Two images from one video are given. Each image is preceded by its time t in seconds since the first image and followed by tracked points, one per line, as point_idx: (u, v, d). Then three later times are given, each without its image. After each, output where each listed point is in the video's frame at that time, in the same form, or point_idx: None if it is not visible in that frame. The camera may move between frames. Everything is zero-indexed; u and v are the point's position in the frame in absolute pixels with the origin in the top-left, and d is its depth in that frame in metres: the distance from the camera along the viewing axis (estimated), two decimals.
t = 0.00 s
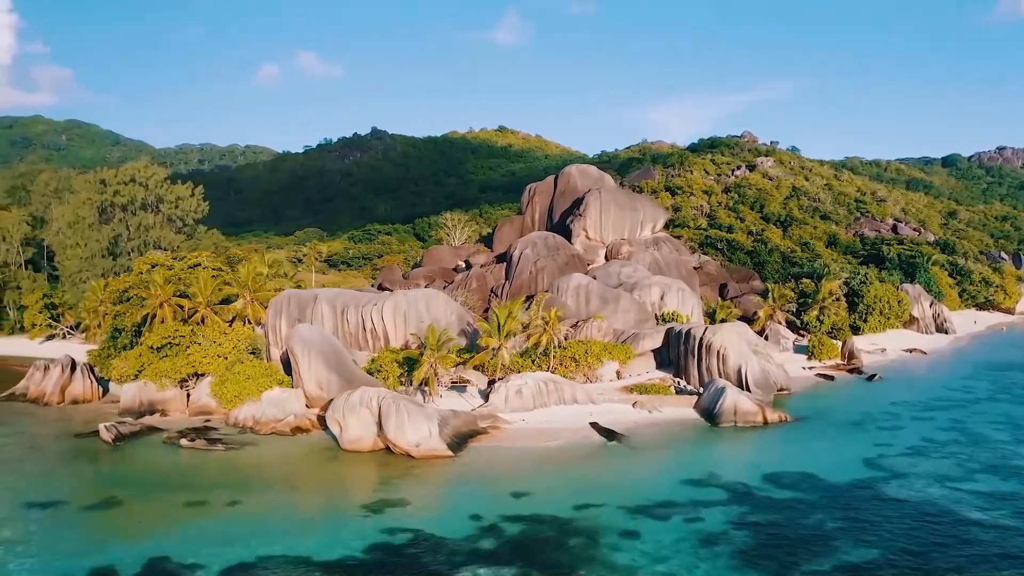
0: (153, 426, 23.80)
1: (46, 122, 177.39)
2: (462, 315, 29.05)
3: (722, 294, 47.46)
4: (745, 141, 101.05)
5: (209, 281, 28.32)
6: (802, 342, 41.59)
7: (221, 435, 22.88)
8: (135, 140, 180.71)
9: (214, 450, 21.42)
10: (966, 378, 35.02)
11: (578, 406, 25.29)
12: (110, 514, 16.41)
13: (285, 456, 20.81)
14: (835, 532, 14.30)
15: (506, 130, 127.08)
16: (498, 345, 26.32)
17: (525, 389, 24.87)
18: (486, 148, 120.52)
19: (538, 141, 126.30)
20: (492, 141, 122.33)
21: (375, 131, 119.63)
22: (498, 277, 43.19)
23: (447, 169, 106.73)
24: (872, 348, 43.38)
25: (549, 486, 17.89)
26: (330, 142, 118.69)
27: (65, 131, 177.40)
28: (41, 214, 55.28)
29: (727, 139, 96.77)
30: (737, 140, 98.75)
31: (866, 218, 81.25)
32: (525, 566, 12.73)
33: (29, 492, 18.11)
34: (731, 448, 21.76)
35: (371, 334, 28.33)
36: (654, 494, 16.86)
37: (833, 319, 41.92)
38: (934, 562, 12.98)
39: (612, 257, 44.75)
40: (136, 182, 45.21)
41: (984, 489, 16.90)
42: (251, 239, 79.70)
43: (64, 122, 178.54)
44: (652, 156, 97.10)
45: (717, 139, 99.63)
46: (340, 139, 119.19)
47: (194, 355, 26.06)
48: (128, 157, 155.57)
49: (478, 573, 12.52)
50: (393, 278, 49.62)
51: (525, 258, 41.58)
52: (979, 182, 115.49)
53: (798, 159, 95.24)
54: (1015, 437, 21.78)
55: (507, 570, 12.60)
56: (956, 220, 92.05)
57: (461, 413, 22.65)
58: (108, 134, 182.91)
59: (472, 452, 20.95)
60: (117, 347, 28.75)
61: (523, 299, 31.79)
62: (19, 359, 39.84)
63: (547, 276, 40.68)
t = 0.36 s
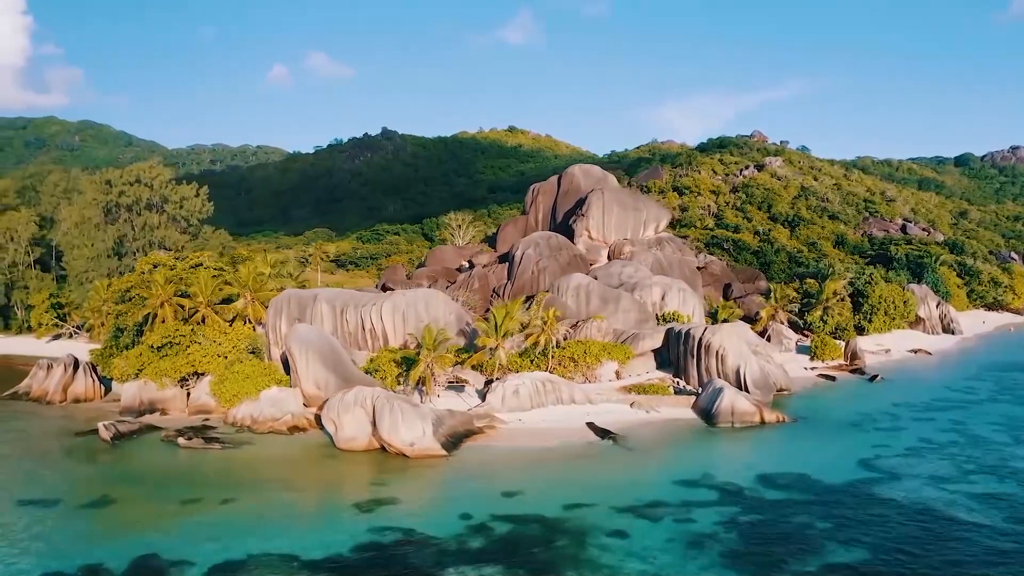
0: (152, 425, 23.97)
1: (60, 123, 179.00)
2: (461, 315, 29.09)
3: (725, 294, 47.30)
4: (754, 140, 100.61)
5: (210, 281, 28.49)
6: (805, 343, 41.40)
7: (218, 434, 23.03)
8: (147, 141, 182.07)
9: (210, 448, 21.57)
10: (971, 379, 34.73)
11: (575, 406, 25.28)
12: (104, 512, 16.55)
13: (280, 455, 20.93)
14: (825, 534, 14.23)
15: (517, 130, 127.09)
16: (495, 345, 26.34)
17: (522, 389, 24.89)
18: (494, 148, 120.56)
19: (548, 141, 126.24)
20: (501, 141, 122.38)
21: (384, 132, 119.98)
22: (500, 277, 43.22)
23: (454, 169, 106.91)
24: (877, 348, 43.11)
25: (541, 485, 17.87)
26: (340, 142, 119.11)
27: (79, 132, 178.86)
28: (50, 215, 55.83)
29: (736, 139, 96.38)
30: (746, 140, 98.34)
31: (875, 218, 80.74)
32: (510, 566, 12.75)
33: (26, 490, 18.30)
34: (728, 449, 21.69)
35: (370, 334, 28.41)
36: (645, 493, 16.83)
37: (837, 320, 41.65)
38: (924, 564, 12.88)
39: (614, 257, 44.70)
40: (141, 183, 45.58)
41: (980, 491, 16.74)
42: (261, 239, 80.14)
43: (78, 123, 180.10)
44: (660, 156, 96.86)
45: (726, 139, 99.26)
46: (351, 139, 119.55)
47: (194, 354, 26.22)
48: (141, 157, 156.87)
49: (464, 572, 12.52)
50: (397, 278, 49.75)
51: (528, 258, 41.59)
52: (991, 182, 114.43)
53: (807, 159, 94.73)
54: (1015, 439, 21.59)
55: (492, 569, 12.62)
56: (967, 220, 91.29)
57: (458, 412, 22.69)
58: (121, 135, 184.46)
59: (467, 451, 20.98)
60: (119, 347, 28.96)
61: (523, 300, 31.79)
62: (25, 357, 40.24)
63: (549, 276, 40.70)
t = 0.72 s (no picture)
0: (151, 424, 24.17)
1: (71, 123, 180.23)
2: (460, 315, 29.13)
3: (729, 295, 47.16)
4: (762, 140, 100.21)
5: (209, 281, 28.67)
6: (807, 343, 41.24)
7: (216, 433, 23.18)
8: (158, 142, 183.27)
9: (207, 447, 21.73)
10: (973, 380, 34.47)
11: (572, 406, 25.28)
12: (98, 510, 16.68)
13: (276, 454, 21.08)
14: (813, 534, 14.19)
15: (526, 130, 127.09)
16: (492, 345, 26.39)
17: (519, 389, 24.94)
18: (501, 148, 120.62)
19: (556, 141, 126.17)
20: (509, 142, 122.40)
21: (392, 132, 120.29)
22: (501, 277, 43.25)
23: (462, 169, 107.00)
24: (880, 349, 42.88)
25: (533, 485, 17.88)
26: (349, 142, 119.48)
27: (90, 133, 179.99)
28: (56, 215, 56.24)
29: (743, 139, 96.05)
30: (753, 139, 97.99)
31: (882, 218, 80.27)
32: (495, 565, 12.78)
33: (22, 487, 18.47)
34: (723, 449, 21.65)
35: (368, 334, 28.50)
36: (636, 494, 16.84)
37: (840, 320, 41.44)
38: (911, 565, 12.81)
39: (616, 257, 44.65)
40: (145, 183, 45.91)
41: (974, 492, 16.63)
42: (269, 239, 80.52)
43: (90, 124, 181.39)
44: (666, 156, 96.65)
45: (734, 138, 98.91)
46: (360, 139, 119.88)
47: (193, 353, 26.38)
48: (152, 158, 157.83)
49: (449, 571, 12.57)
50: (400, 278, 49.83)
51: (529, 258, 41.60)
52: (1002, 181, 113.46)
53: (815, 159, 94.30)
54: (1013, 440, 21.44)
55: (476, 569, 12.66)
56: (976, 220, 90.60)
57: (454, 412, 22.74)
58: (132, 135, 185.64)
59: (461, 451, 21.04)
60: (120, 346, 29.16)
61: (522, 300, 31.83)
62: (30, 357, 40.59)
63: (550, 276, 40.69)
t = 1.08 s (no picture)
0: (149, 422, 24.32)
1: (82, 124, 181.43)
2: (458, 314, 29.17)
3: (731, 295, 47.02)
4: (770, 140, 99.80)
5: (209, 280, 28.81)
6: (809, 343, 41.10)
7: (213, 432, 23.30)
8: (169, 143, 184.44)
9: (203, 446, 21.84)
10: (976, 381, 34.24)
11: (569, 406, 25.27)
12: (91, 508, 16.78)
13: (272, 453, 21.17)
14: (802, 535, 14.14)
15: (534, 130, 127.05)
16: (489, 345, 26.44)
17: (515, 389, 24.98)
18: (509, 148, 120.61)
19: (566, 141, 126.05)
20: (517, 142, 122.39)
21: (400, 133, 120.53)
22: (503, 277, 43.25)
23: (469, 169, 107.09)
24: (883, 349, 42.65)
25: (524, 485, 17.89)
26: (357, 142, 119.79)
27: (101, 134, 180.98)
28: (63, 216, 56.63)
29: (751, 139, 95.71)
30: (761, 139, 97.59)
31: (890, 218, 79.80)
32: (481, 564, 12.80)
33: (19, 485, 18.63)
34: (720, 450, 21.59)
35: (367, 333, 28.59)
36: (628, 494, 16.81)
37: (842, 321, 41.28)
38: (898, 566, 12.75)
39: (617, 257, 44.59)
40: (149, 183, 46.20)
41: (968, 493, 16.52)
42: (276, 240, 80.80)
43: (100, 124, 182.53)
44: (673, 155, 96.41)
45: (742, 138, 98.53)
46: (369, 140, 120.21)
47: (193, 352, 26.55)
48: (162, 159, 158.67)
49: (435, 570, 12.60)
50: (403, 278, 49.93)
51: (530, 258, 41.58)
52: (1014, 181, 112.50)
53: (823, 158, 93.86)
54: (1012, 441, 21.28)
55: (463, 568, 12.67)
56: (985, 220, 89.92)
57: (449, 412, 22.76)
58: (143, 136, 186.67)
59: (456, 450, 21.05)
60: (121, 345, 29.37)
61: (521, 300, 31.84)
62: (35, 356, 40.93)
63: (551, 276, 40.68)
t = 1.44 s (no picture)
0: (149, 421, 24.50)
1: (97, 125, 183.00)
2: (458, 314, 29.24)
3: (736, 295, 46.82)
4: (780, 139, 99.27)
5: (211, 280, 28.97)
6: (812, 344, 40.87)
7: (212, 430, 23.46)
8: (182, 144, 185.83)
9: (201, 444, 21.97)
10: (981, 382, 33.93)
11: (566, 406, 25.26)
12: (85, 505, 16.92)
13: (268, 451, 21.28)
14: (790, 537, 14.06)
15: (545, 131, 127.02)
16: (487, 345, 26.44)
17: (513, 389, 25.00)
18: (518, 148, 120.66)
19: (576, 141, 125.92)
20: (527, 141, 122.42)
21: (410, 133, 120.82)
22: (506, 277, 43.28)
23: (477, 170, 107.24)
24: (888, 349, 42.34)
25: (516, 484, 17.88)
26: (367, 143, 120.22)
27: (115, 135, 182.59)
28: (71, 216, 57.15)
29: (761, 139, 95.28)
30: (770, 138, 97.13)
31: (900, 218, 79.22)
32: (466, 563, 12.81)
33: (17, 482, 18.82)
34: (716, 450, 21.53)
35: (366, 333, 28.68)
36: (619, 494, 16.78)
37: (847, 321, 40.99)
38: (886, 569, 12.64)
39: (620, 257, 44.53)
40: (155, 184, 46.56)
41: (963, 495, 16.37)
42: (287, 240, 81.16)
43: (114, 125, 184.08)
44: (681, 155, 96.18)
45: (752, 137, 98.12)
46: (380, 140, 120.61)
47: (193, 352, 26.73)
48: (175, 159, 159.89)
49: (419, 568, 12.63)
50: (407, 278, 50.06)
51: (532, 258, 41.58)
52: None
53: (834, 158, 93.29)
54: (1010, 442, 21.10)
55: (448, 567, 12.69)
56: (997, 219, 89.08)
57: (446, 411, 22.78)
58: (157, 137, 188.06)
59: (451, 450, 21.08)
60: (123, 344, 29.60)
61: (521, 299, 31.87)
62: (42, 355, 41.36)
63: (553, 276, 40.69)
